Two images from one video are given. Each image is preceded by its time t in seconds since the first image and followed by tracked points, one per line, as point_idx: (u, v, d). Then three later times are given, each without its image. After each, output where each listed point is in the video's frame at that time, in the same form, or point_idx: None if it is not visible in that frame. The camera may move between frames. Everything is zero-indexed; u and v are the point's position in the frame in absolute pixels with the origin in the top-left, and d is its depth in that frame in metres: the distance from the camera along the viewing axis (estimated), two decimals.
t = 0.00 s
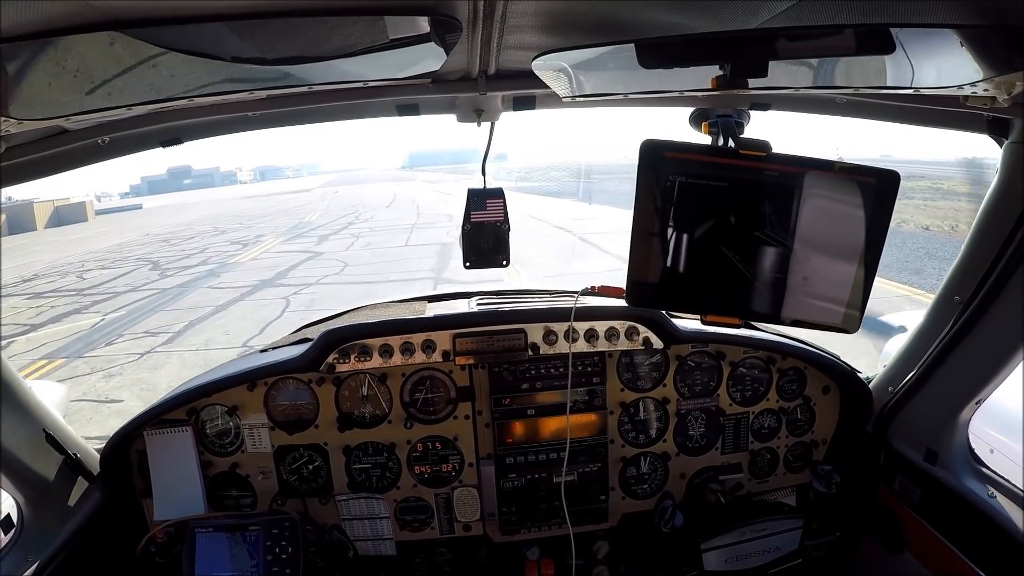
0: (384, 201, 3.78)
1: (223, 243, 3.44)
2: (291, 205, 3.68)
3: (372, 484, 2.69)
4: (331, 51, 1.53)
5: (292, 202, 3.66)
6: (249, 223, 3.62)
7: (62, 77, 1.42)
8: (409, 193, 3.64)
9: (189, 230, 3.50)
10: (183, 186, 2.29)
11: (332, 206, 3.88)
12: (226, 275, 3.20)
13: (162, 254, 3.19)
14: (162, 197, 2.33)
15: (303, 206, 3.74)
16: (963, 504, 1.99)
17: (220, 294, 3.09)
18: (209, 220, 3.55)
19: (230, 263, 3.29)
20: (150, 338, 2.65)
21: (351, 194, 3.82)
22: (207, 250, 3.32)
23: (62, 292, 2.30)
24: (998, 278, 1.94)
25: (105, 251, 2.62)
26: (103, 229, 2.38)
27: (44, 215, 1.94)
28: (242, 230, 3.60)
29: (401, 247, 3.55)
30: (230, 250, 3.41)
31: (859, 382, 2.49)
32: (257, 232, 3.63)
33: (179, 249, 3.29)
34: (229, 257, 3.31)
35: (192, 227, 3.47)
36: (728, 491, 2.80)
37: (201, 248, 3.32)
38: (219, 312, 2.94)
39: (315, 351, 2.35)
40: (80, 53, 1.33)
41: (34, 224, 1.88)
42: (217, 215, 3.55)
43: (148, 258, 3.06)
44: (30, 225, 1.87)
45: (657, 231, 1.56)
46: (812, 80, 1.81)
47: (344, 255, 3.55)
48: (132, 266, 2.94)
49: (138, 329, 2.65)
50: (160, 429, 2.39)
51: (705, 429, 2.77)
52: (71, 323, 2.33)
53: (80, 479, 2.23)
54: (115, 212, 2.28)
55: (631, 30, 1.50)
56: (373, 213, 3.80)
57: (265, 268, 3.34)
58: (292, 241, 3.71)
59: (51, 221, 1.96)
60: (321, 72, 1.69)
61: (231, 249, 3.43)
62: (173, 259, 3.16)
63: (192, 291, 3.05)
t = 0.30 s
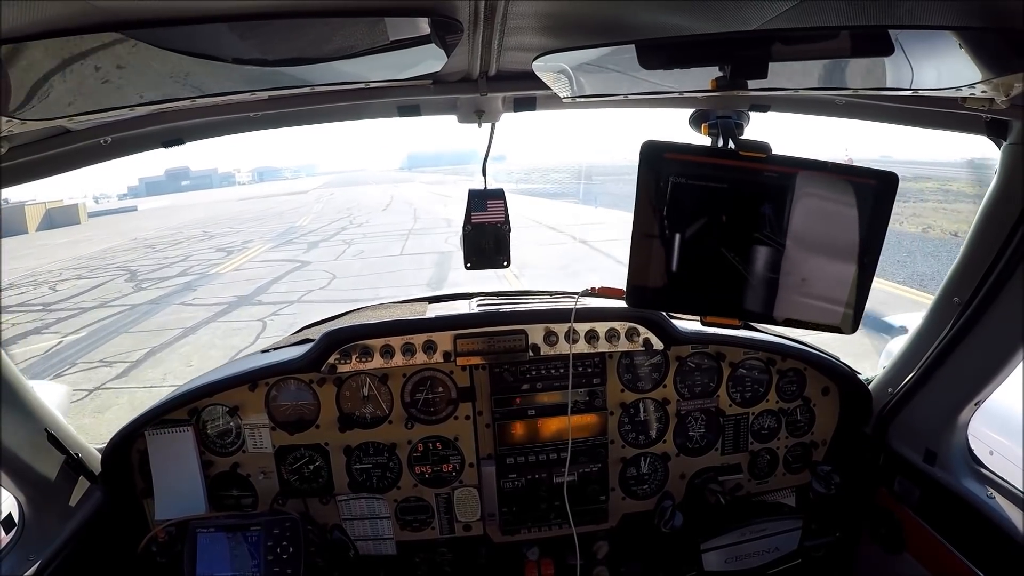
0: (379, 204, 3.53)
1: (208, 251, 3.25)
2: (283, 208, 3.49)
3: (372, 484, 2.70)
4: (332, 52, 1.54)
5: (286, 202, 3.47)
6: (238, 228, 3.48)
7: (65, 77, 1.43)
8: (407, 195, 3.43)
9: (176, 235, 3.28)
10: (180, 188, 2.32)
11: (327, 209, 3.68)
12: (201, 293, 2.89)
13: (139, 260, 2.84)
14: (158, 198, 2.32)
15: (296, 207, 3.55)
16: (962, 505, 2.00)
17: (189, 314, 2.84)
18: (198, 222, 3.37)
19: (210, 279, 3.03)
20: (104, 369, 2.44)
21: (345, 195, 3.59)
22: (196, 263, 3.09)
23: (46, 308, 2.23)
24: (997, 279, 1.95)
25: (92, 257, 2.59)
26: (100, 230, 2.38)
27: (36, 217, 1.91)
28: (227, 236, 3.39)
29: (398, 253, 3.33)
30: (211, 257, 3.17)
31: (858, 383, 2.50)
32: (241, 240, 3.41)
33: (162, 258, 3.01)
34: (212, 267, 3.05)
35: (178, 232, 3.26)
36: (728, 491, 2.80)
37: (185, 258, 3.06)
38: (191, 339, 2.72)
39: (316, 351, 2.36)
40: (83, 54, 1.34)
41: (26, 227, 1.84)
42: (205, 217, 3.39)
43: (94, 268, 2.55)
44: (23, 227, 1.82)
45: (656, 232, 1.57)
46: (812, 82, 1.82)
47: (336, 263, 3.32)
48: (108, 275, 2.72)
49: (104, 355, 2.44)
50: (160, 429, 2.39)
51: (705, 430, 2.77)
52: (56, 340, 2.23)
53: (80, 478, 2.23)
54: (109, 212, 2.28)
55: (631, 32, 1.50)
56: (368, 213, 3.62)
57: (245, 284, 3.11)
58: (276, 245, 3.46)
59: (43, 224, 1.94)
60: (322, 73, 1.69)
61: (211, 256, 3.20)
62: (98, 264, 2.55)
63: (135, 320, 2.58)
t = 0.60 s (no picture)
0: (379, 205, 3.58)
1: (193, 255, 3.19)
2: (281, 209, 3.57)
3: (372, 484, 2.70)
4: (332, 52, 1.54)
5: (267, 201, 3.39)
6: (236, 229, 3.55)
7: (64, 76, 1.43)
8: (406, 196, 3.53)
9: (166, 236, 3.15)
10: (183, 185, 2.30)
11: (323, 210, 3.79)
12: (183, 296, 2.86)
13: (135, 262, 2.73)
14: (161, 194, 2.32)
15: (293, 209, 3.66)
16: (963, 506, 1.99)
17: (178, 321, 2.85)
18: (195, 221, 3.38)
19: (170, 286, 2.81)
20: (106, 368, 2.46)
21: (344, 196, 3.62)
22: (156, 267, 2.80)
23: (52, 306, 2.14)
24: (998, 278, 1.94)
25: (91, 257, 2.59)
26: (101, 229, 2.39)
27: (30, 215, 1.89)
28: (233, 233, 3.56)
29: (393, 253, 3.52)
30: (189, 261, 3.08)
31: (859, 383, 2.49)
32: (235, 241, 3.51)
33: (141, 260, 2.75)
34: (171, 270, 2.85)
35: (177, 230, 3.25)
36: (729, 492, 2.80)
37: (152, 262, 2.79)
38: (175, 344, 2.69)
39: (316, 351, 2.36)
40: (79, 52, 1.34)
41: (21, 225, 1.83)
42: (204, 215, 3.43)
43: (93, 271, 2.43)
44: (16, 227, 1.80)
45: (657, 232, 1.57)
46: (813, 81, 1.82)
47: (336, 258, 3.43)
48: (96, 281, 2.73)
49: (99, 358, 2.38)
50: (161, 428, 2.40)
51: (706, 431, 2.77)
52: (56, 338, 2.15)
53: (81, 478, 2.23)
54: (108, 211, 2.26)
55: (631, 31, 1.50)
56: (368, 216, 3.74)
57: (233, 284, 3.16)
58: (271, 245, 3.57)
59: (37, 222, 1.91)
60: (322, 73, 1.70)
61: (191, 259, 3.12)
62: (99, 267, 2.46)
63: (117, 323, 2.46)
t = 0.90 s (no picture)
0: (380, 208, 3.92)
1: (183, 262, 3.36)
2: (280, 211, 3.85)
3: (372, 483, 2.70)
4: (331, 53, 1.54)
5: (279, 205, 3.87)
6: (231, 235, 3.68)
7: (64, 77, 1.43)
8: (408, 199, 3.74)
9: (157, 242, 3.38)
10: (186, 187, 2.31)
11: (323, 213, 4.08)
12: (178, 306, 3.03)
13: (104, 278, 2.70)
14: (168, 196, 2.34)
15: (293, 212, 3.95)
16: (963, 505, 1.99)
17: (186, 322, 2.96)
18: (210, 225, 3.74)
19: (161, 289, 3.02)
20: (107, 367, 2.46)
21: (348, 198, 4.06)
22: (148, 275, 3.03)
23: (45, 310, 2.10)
24: (998, 278, 1.95)
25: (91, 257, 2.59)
26: (101, 230, 2.38)
27: (29, 218, 1.83)
28: (228, 240, 3.68)
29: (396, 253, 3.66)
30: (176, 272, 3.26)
31: (859, 382, 2.50)
32: (232, 245, 3.61)
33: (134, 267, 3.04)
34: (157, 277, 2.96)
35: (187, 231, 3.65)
36: (729, 491, 2.80)
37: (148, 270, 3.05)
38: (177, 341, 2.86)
39: (316, 351, 2.36)
40: (78, 53, 1.33)
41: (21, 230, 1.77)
42: (206, 221, 3.69)
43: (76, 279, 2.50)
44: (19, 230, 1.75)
45: (657, 232, 1.57)
46: (812, 82, 1.82)
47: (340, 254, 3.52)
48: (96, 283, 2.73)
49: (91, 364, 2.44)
50: (161, 428, 2.40)
51: (706, 430, 2.77)
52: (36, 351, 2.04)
53: (81, 477, 2.24)
54: (107, 212, 2.28)
55: (631, 31, 1.50)
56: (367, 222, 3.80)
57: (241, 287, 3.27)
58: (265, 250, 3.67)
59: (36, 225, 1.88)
60: (322, 74, 1.69)
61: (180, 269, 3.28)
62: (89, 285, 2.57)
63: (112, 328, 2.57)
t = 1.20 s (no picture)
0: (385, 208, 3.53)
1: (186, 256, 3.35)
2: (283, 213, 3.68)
3: (373, 484, 2.70)
4: (335, 53, 1.54)
5: (278, 206, 3.52)
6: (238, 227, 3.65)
7: (69, 77, 1.43)
8: (411, 200, 3.43)
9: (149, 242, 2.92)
10: (194, 185, 2.30)
11: (326, 212, 3.66)
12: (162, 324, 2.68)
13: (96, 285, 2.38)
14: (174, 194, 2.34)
15: (293, 213, 3.66)
16: (962, 506, 2.00)
17: (162, 339, 2.75)
18: (208, 224, 3.32)
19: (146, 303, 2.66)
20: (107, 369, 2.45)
21: (352, 198, 3.57)
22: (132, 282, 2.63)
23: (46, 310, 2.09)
24: (998, 280, 1.95)
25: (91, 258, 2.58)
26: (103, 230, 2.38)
27: (28, 215, 1.85)
28: (222, 241, 3.44)
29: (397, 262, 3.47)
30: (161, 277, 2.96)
31: (859, 383, 2.51)
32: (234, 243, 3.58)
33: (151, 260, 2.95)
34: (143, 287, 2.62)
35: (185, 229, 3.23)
36: (728, 492, 2.81)
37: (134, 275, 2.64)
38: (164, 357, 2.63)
39: (318, 351, 2.36)
40: (84, 53, 1.34)
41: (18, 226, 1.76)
42: (205, 221, 3.25)
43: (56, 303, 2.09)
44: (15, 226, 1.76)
45: (659, 233, 1.58)
46: (813, 84, 1.83)
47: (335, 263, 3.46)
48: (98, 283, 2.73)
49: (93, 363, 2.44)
50: (162, 429, 2.40)
51: (706, 431, 2.78)
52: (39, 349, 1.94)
53: (81, 478, 2.23)
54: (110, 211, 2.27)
55: (635, 33, 1.51)
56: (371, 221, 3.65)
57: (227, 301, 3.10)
58: (257, 256, 3.55)
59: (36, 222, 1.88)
60: (325, 74, 1.70)
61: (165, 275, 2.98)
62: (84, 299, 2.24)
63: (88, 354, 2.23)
